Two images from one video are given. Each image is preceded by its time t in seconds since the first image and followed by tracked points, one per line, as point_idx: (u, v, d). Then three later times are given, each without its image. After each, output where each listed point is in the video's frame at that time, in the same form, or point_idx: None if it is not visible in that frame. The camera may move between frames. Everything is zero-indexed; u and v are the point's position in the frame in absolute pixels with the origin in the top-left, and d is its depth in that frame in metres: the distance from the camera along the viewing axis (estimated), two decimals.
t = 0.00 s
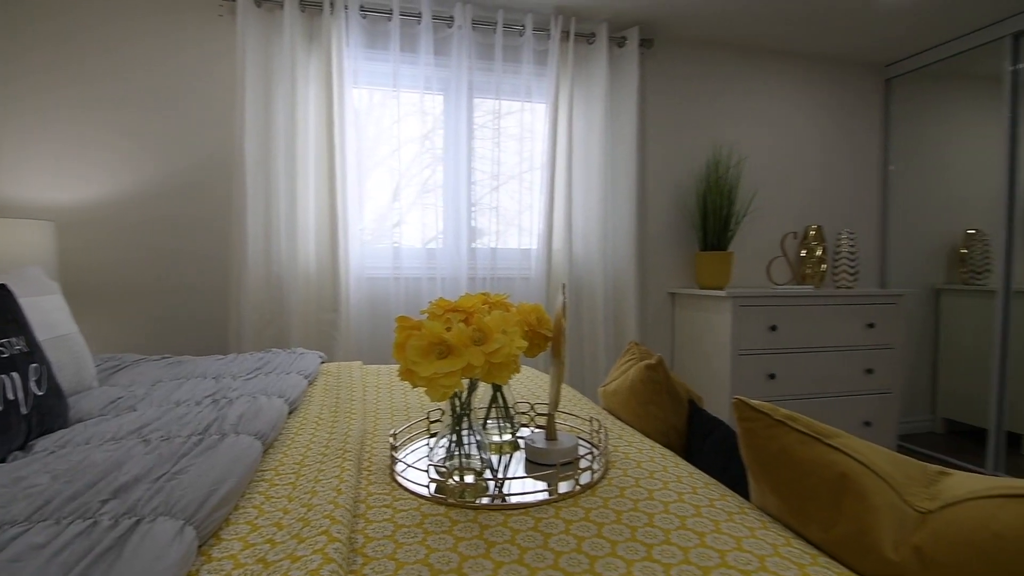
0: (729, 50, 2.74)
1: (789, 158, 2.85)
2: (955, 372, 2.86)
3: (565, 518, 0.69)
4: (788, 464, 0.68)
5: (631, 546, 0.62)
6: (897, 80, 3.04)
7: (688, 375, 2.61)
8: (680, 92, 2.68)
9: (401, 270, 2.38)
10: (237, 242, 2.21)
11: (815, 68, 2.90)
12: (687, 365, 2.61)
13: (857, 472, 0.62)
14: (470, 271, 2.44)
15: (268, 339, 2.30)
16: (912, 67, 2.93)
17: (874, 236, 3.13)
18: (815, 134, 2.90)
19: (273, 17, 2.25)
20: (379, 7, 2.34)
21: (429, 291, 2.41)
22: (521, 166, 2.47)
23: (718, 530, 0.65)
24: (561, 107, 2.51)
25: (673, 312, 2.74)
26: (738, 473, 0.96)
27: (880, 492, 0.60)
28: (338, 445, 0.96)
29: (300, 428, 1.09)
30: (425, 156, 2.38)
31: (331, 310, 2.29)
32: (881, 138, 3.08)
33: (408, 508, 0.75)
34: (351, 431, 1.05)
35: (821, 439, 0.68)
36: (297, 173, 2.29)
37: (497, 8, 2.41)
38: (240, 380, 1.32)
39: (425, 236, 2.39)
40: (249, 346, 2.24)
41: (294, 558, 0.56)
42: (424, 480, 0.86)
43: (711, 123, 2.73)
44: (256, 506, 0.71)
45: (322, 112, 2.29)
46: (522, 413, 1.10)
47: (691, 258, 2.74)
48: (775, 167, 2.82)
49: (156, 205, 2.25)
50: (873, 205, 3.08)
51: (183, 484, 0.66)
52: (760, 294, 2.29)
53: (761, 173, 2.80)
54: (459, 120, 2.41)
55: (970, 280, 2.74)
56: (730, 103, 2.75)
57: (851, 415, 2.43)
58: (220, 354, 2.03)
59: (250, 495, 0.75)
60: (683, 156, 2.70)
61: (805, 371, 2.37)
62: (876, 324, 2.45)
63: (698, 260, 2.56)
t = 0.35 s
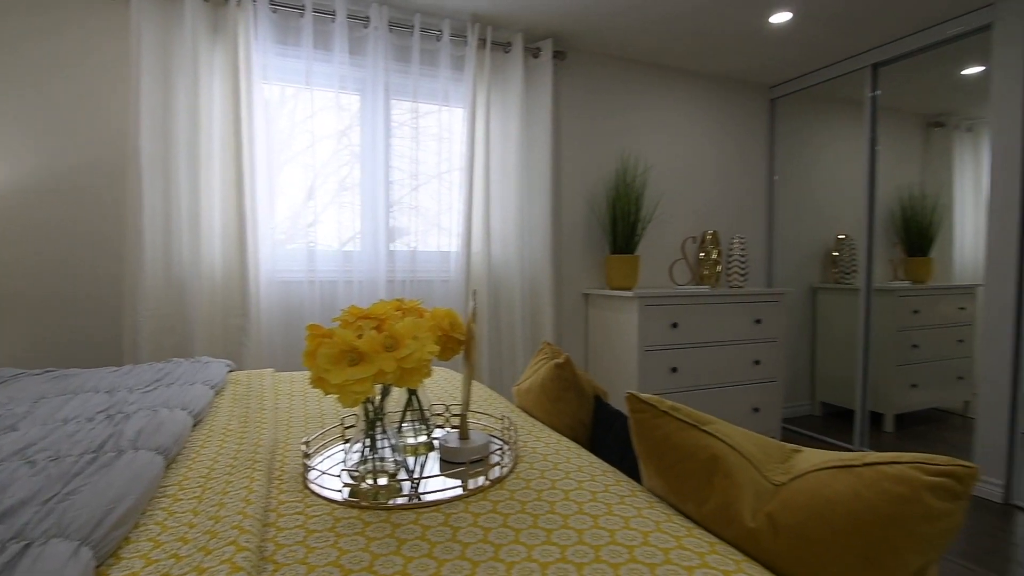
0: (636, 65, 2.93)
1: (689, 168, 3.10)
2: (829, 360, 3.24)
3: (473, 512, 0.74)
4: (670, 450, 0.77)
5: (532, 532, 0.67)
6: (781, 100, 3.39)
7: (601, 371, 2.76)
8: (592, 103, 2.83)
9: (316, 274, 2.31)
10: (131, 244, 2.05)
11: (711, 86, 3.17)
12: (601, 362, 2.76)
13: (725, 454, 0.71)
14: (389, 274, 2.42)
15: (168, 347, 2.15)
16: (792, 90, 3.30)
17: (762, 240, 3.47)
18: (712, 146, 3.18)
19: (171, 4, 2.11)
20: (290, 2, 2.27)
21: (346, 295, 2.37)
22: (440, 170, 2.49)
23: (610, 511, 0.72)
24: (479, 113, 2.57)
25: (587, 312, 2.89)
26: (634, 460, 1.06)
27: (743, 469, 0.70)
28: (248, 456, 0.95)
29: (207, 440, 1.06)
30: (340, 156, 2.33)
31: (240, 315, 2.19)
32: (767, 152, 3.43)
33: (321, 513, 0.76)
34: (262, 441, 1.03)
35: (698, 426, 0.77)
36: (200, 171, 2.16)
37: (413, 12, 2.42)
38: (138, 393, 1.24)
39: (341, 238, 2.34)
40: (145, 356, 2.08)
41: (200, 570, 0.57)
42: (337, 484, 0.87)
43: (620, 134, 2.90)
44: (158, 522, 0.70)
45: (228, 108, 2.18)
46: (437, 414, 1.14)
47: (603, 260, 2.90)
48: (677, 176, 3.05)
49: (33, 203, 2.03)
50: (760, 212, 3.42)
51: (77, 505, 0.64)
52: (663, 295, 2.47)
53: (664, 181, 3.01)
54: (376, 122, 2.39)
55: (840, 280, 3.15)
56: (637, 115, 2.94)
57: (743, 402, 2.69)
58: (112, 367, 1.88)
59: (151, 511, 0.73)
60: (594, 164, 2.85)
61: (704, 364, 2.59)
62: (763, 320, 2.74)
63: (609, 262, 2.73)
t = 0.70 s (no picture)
0: (551, 74, 3.03)
1: (602, 175, 3.25)
2: (728, 354, 3.53)
3: (370, 519, 0.75)
4: (560, 446, 0.82)
5: (427, 534, 0.70)
6: (684, 113, 3.62)
7: (520, 371, 2.84)
8: (508, 109, 2.90)
9: (221, 278, 2.19)
10: None
11: (622, 97, 3.34)
12: (520, 362, 2.83)
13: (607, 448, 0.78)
14: (301, 279, 2.34)
15: (47, 361, 1.95)
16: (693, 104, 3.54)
17: (670, 243, 3.71)
18: (623, 155, 3.35)
19: None
20: None
21: (254, 300, 2.27)
22: (355, 172, 2.44)
23: (503, 508, 0.77)
24: (395, 115, 2.54)
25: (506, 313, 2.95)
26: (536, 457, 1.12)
27: (623, 462, 0.76)
28: (133, 476, 0.90)
29: (87, 461, 0.99)
30: (247, 155, 2.22)
31: (133, 323, 2.03)
32: (673, 160, 3.67)
33: (211, 530, 0.74)
34: (150, 460, 0.98)
35: (585, 423, 0.83)
36: (84, 167, 1.98)
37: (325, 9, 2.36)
38: (5, 413, 1.13)
39: (248, 240, 2.23)
40: (18, 372, 1.88)
41: None
42: (231, 501, 0.85)
43: (536, 140, 2.99)
44: (24, 552, 0.65)
45: (116, 100, 2.02)
46: (343, 422, 1.13)
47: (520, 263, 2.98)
48: (591, 182, 3.20)
49: None
50: (667, 217, 3.65)
51: None
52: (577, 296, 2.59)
53: (578, 187, 3.14)
54: (286, 120, 2.30)
55: (737, 279, 3.45)
56: (552, 122, 3.04)
57: (651, 396, 2.88)
58: None
59: (17, 541, 0.68)
60: (512, 169, 2.91)
61: (615, 361, 2.74)
62: (669, 318, 2.93)
63: (526, 265, 2.81)
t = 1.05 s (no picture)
0: (480, 80, 3.06)
1: (531, 181, 3.32)
2: (651, 353, 3.70)
3: (272, 545, 0.74)
4: (468, 461, 0.84)
5: (330, 558, 0.70)
6: (609, 122, 3.76)
7: (451, 376, 2.84)
8: (436, 114, 2.89)
9: (124, 287, 2.04)
10: None
11: (550, 105, 3.42)
12: (450, 367, 2.84)
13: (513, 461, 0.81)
14: (216, 286, 2.22)
15: None
16: (617, 115, 3.68)
17: (597, 247, 3.83)
18: (551, 161, 3.43)
19: None
20: None
21: (163, 310, 2.13)
22: (276, 174, 2.34)
23: (410, 527, 0.78)
24: (318, 116, 2.47)
25: (436, 318, 2.95)
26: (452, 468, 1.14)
27: (527, 474, 0.79)
28: (9, 513, 0.82)
29: None
30: (153, 155, 2.07)
31: (19, 337, 1.85)
32: (599, 167, 3.80)
33: (96, 568, 0.70)
34: (31, 493, 0.90)
35: (493, 437, 0.85)
36: None
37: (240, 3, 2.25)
38: None
39: (155, 245, 2.09)
40: None
41: None
42: (122, 534, 0.81)
43: (465, 145, 3.00)
44: None
45: None
46: (253, 442, 1.10)
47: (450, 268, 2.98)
48: (520, 188, 3.25)
49: None
50: (594, 222, 3.78)
51: None
52: (505, 301, 2.64)
53: (508, 192, 3.19)
54: (197, 118, 2.17)
55: (660, 282, 3.64)
56: (481, 128, 3.07)
57: (578, 397, 2.97)
58: None
59: None
60: (440, 174, 2.91)
61: (543, 364, 2.81)
62: (595, 321, 3.04)
63: (455, 270, 2.83)
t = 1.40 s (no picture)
0: (416, 85, 3.03)
1: (469, 188, 3.33)
2: (588, 356, 3.81)
3: None
4: (388, 484, 0.85)
5: None
6: (547, 130, 3.83)
7: (388, 383, 2.81)
8: (371, 119, 2.85)
9: (24, 300, 1.87)
10: None
11: (488, 111, 3.45)
12: (388, 375, 2.81)
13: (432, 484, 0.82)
14: (131, 297, 2.09)
15: None
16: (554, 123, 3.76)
17: (535, 252, 3.90)
18: (489, 167, 3.46)
19: None
20: None
21: (69, 324, 1.98)
22: (199, 179, 2.23)
23: (323, 557, 0.79)
24: (244, 118, 2.37)
25: (373, 326, 2.91)
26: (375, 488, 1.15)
27: (445, 497, 0.80)
28: None
29: None
30: (58, 157, 1.92)
31: None
32: (538, 174, 3.87)
33: None
34: None
35: (413, 459, 0.86)
36: None
37: None
38: None
39: (60, 254, 1.93)
40: None
41: None
42: None
43: (401, 150, 2.98)
44: None
45: None
46: (164, 470, 1.08)
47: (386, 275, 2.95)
48: (458, 194, 3.26)
49: None
50: (533, 228, 3.85)
51: None
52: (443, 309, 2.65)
53: (445, 198, 3.19)
54: (109, 118, 2.03)
55: (596, 286, 3.75)
56: (418, 134, 3.05)
57: (516, 401, 3.02)
58: None
59: None
60: (374, 179, 2.87)
61: (481, 370, 2.84)
62: (532, 326, 3.10)
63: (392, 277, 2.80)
